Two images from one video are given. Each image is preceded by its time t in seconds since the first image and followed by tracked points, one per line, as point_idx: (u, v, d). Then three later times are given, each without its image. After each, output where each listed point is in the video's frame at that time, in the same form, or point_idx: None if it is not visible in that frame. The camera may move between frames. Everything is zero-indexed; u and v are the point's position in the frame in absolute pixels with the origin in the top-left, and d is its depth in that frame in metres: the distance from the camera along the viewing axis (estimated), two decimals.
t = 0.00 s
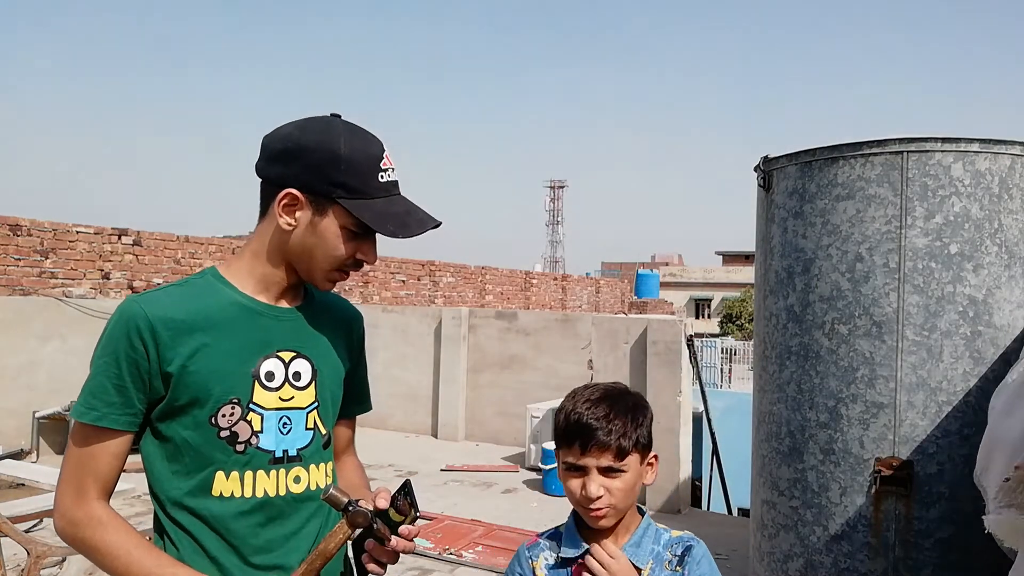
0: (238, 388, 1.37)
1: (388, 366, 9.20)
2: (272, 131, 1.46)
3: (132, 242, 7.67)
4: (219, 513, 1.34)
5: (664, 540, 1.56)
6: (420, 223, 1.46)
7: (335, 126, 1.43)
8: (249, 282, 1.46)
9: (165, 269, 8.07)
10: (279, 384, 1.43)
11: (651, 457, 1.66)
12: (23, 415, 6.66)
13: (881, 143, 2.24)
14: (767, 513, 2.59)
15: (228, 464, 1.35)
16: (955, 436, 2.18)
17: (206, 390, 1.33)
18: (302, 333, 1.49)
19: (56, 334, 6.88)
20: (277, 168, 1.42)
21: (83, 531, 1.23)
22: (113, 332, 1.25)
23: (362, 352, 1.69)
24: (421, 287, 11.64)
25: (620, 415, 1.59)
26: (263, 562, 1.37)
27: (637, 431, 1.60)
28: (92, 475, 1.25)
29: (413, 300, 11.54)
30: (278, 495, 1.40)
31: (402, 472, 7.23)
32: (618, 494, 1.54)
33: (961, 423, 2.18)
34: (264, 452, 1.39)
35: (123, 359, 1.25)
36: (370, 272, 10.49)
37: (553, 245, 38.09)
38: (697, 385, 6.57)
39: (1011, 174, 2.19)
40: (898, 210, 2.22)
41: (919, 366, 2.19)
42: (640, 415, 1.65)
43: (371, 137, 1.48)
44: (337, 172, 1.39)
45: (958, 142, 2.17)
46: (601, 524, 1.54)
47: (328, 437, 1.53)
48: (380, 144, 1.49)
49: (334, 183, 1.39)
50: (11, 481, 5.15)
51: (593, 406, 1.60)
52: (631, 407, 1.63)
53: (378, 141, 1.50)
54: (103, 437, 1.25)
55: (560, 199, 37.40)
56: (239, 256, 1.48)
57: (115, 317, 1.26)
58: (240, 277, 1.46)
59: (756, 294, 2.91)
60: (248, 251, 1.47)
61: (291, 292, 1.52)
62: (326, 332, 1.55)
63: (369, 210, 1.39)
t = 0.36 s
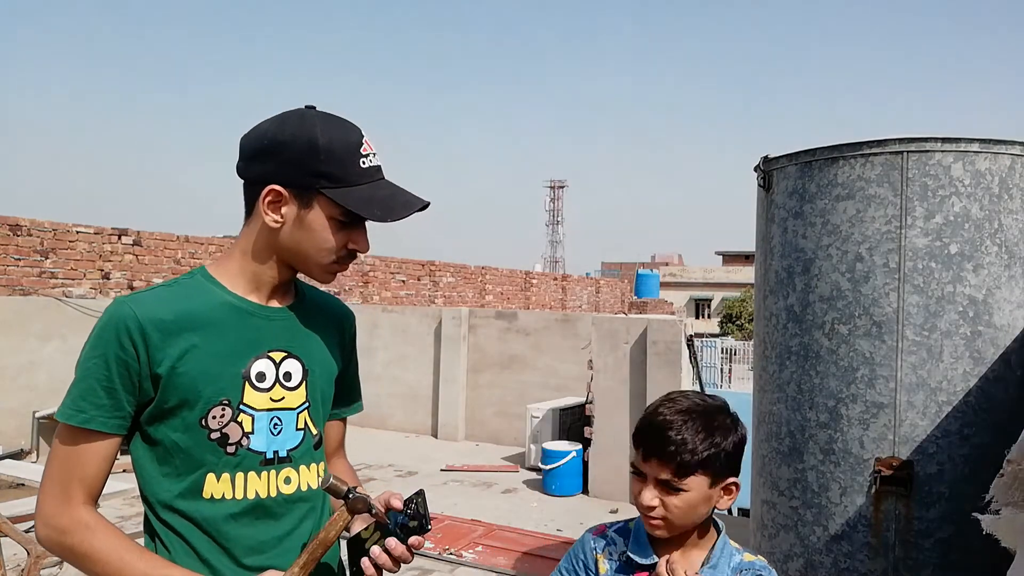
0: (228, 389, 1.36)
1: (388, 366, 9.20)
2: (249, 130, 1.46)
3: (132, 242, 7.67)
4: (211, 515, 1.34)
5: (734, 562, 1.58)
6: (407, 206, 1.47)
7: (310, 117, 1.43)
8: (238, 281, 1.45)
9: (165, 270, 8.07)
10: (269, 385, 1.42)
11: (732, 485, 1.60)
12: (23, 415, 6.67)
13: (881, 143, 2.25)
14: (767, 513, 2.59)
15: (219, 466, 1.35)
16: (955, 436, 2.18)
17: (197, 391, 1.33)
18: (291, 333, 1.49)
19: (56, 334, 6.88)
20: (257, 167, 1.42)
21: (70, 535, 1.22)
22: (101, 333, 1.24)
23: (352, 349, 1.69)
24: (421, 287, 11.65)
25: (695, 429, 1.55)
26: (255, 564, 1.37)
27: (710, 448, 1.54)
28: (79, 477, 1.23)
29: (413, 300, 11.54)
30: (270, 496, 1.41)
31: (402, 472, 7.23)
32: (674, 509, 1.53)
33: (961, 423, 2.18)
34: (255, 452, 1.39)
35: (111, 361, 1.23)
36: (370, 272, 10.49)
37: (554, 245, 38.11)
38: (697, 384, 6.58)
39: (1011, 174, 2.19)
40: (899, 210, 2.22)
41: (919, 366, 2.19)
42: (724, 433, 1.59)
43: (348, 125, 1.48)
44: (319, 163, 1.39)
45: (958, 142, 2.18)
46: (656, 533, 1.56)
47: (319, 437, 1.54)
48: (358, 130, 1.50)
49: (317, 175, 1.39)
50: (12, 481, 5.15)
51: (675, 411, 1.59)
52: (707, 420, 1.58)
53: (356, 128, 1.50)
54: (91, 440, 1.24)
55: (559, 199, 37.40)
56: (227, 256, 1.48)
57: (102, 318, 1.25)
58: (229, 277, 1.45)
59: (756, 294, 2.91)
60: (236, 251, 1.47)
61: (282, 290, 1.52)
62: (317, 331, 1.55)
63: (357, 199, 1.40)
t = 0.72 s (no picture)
0: (226, 390, 1.36)
1: (388, 366, 9.20)
2: (237, 127, 1.46)
3: (132, 242, 7.66)
4: (211, 517, 1.34)
5: None
6: (399, 208, 1.48)
7: (299, 116, 1.42)
8: (232, 281, 1.45)
9: (165, 270, 8.07)
10: (266, 384, 1.42)
11: (772, 506, 1.62)
12: (23, 415, 6.67)
13: (881, 143, 2.25)
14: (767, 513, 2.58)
15: (218, 467, 1.35)
16: (955, 436, 2.18)
17: (194, 393, 1.32)
18: (287, 332, 1.49)
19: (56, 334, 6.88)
20: (245, 167, 1.42)
21: (68, 542, 1.21)
22: (96, 336, 1.23)
23: (345, 348, 1.70)
24: (421, 287, 11.65)
25: (744, 439, 1.58)
26: (256, 564, 1.38)
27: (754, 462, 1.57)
28: (75, 483, 1.23)
29: (413, 300, 11.54)
30: (269, 496, 1.41)
31: (402, 472, 7.24)
32: (705, 512, 1.58)
33: (961, 423, 2.18)
34: (254, 453, 1.39)
35: (107, 364, 1.23)
36: (370, 272, 10.49)
37: (554, 245, 38.12)
38: (697, 384, 6.58)
39: (1011, 174, 2.19)
40: (899, 210, 2.22)
41: (919, 366, 2.19)
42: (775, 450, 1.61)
43: (338, 124, 1.48)
44: (307, 163, 1.39)
45: (958, 142, 2.18)
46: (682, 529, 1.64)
47: (316, 435, 1.54)
48: (347, 129, 1.49)
49: (305, 176, 1.39)
50: (11, 482, 5.16)
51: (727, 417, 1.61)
52: (759, 431, 1.61)
53: (345, 127, 1.50)
54: (87, 444, 1.23)
55: (560, 199, 37.43)
56: (219, 256, 1.47)
57: (96, 320, 1.24)
58: (222, 277, 1.45)
59: (756, 293, 2.90)
60: (226, 250, 1.47)
61: (275, 289, 1.52)
62: (311, 330, 1.55)
63: (345, 200, 1.40)
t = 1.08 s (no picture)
0: (223, 391, 1.36)
1: (388, 366, 9.20)
2: (231, 126, 1.46)
3: (132, 242, 7.66)
4: (212, 518, 1.34)
5: (756, 568, 1.63)
6: (393, 203, 1.48)
7: (293, 114, 1.42)
8: (226, 281, 1.45)
9: (165, 270, 8.07)
10: (263, 385, 1.43)
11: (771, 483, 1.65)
12: (23, 415, 6.68)
13: (881, 143, 2.24)
14: (767, 513, 2.58)
15: (217, 469, 1.35)
16: (955, 436, 2.18)
17: (192, 395, 1.32)
18: (283, 332, 1.49)
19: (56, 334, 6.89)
20: (240, 164, 1.42)
21: (67, 547, 1.20)
22: (92, 340, 1.23)
23: (340, 347, 1.70)
24: (421, 287, 11.65)
25: (736, 426, 1.60)
26: (258, 565, 1.38)
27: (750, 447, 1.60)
28: (72, 488, 1.22)
29: (413, 300, 11.54)
30: (269, 496, 1.41)
31: (402, 472, 7.24)
32: (711, 502, 1.58)
33: (961, 423, 2.18)
34: (253, 454, 1.40)
35: (104, 367, 1.23)
36: (370, 272, 10.49)
37: (554, 245, 38.11)
38: (697, 384, 6.57)
39: (1011, 174, 2.19)
40: (899, 210, 2.22)
41: (919, 366, 2.19)
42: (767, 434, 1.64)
43: (332, 121, 1.48)
44: (301, 159, 1.39)
45: (958, 142, 2.17)
46: (691, 526, 1.61)
47: (313, 435, 1.54)
48: (342, 126, 1.50)
49: (300, 172, 1.39)
50: (11, 481, 5.16)
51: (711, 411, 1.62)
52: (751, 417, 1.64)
53: (340, 123, 1.50)
54: (84, 449, 1.23)
55: (560, 199, 37.44)
56: (213, 256, 1.47)
57: (92, 324, 1.24)
58: (217, 277, 1.45)
59: (755, 293, 2.90)
60: (221, 250, 1.47)
61: (269, 289, 1.52)
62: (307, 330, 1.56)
63: (340, 196, 1.40)
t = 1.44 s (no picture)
0: (218, 391, 1.36)
1: (388, 366, 9.20)
2: (232, 125, 1.46)
3: (132, 242, 7.66)
4: (205, 517, 1.34)
5: (710, 547, 1.61)
6: (393, 202, 1.48)
7: (294, 113, 1.43)
8: (224, 280, 1.45)
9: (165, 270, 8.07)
10: (259, 385, 1.42)
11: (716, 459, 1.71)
12: (23, 415, 6.69)
13: (881, 143, 2.25)
14: (767, 513, 2.59)
15: (212, 468, 1.35)
16: (955, 436, 2.18)
17: (187, 394, 1.33)
18: (279, 333, 1.49)
19: (57, 334, 6.89)
20: (241, 162, 1.42)
21: (60, 544, 1.21)
22: (88, 338, 1.23)
23: (337, 347, 1.70)
24: (421, 287, 11.65)
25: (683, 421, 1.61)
26: (251, 564, 1.37)
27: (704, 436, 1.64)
28: (67, 486, 1.23)
29: (413, 300, 11.54)
30: (262, 496, 1.41)
31: (402, 472, 7.24)
32: (675, 495, 1.59)
33: (961, 423, 2.18)
34: (247, 454, 1.40)
35: (99, 366, 1.23)
36: (370, 272, 10.50)
37: (554, 245, 38.10)
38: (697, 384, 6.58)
39: (1011, 174, 2.19)
40: (898, 210, 2.22)
41: (919, 366, 2.19)
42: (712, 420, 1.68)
43: (334, 121, 1.49)
44: (303, 158, 1.39)
45: (958, 142, 2.17)
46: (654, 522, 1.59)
47: (308, 436, 1.54)
48: (343, 126, 1.50)
49: (302, 170, 1.39)
50: (12, 482, 5.16)
51: (661, 407, 1.63)
52: (699, 412, 1.66)
53: (341, 123, 1.51)
54: (79, 447, 1.24)
55: (559, 200, 37.46)
56: (211, 255, 1.47)
57: (88, 322, 1.24)
58: (214, 276, 1.45)
59: (756, 293, 2.90)
60: (219, 248, 1.47)
61: (267, 289, 1.52)
62: (304, 330, 1.55)
63: (342, 196, 1.40)
